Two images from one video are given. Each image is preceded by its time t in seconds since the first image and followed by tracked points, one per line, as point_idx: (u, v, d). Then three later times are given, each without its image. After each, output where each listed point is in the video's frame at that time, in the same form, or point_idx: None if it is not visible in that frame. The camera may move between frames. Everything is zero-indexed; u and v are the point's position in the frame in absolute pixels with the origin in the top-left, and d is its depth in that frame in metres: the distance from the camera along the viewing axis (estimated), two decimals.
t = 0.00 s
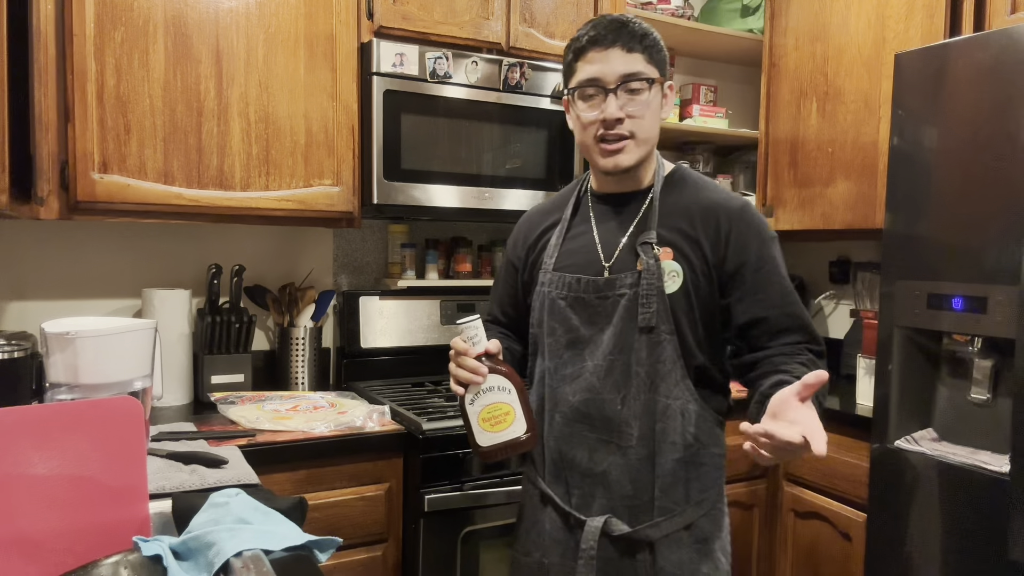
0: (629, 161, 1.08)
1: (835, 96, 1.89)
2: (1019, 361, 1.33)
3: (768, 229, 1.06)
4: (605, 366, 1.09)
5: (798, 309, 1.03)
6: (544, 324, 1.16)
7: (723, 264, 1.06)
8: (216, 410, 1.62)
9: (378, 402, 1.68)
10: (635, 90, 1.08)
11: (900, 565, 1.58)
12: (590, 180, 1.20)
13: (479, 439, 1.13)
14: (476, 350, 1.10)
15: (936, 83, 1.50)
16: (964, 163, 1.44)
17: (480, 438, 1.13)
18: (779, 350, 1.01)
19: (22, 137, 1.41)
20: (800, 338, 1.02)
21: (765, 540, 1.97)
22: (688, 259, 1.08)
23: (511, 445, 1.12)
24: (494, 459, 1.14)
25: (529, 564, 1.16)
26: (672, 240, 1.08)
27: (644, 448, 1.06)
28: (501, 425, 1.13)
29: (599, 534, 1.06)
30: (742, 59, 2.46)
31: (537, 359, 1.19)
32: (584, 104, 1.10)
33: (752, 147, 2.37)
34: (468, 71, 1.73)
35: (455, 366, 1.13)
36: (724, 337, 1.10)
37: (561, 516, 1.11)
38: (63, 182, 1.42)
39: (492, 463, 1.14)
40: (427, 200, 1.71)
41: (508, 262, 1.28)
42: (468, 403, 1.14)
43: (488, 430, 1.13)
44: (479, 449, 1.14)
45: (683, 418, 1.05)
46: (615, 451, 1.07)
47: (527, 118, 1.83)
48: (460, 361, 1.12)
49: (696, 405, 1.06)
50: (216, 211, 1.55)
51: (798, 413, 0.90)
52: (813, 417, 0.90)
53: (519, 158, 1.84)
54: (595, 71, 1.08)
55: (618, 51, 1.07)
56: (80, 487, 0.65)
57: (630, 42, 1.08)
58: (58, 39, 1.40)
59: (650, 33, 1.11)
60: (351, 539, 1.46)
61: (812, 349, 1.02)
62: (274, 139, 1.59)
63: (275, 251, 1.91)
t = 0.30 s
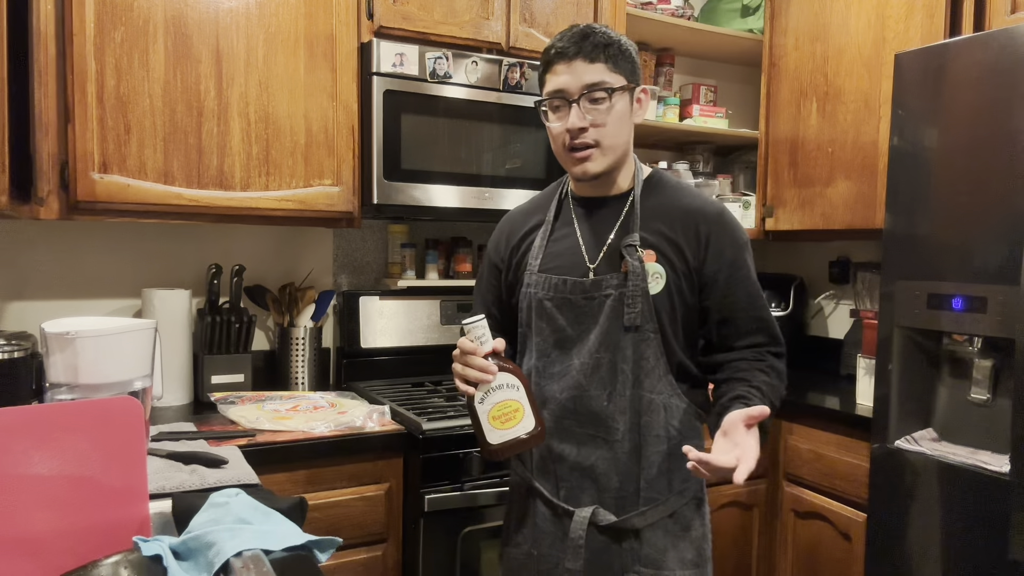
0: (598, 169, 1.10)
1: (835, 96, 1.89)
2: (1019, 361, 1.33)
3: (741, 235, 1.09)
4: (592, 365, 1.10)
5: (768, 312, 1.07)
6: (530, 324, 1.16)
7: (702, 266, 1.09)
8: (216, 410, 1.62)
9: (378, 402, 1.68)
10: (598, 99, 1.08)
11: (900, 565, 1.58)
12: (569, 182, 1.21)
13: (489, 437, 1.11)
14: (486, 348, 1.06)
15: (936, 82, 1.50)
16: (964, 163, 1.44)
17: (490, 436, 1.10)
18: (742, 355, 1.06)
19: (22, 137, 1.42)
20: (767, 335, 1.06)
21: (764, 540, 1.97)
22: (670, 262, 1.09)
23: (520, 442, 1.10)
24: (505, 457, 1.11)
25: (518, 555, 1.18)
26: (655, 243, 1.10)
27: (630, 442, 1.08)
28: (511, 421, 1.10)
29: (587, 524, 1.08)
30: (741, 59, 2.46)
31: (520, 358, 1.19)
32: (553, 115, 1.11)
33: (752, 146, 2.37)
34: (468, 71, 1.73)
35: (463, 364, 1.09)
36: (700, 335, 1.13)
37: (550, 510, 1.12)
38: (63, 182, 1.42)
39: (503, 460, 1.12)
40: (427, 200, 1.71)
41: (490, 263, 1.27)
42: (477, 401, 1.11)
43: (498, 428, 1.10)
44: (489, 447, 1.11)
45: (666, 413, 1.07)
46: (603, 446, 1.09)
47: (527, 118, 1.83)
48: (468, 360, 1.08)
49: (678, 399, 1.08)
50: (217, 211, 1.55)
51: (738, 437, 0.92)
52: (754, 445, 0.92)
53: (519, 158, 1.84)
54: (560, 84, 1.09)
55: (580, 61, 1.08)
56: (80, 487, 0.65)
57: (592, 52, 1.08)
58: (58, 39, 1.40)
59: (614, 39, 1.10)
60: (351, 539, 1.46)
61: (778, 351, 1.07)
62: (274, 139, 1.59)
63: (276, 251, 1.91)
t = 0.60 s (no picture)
0: (598, 165, 1.10)
1: (835, 96, 1.89)
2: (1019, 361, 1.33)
3: (734, 227, 1.08)
4: (583, 361, 1.10)
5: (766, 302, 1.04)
6: (524, 322, 1.17)
7: (693, 260, 1.07)
8: (216, 410, 1.62)
9: (378, 402, 1.68)
10: (604, 96, 1.09)
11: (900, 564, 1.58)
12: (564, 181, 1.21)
13: (479, 433, 1.11)
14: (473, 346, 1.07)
15: (936, 83, 1.50)
16: (965, 163, 1.44)
17: (481, 432, 1.11)
18: (746, 342, 1.02)
19: (22, 137, 1.41)
20: (766, 328, 1.03)
21: (764, 540, 1.97)
22: (659, 256, 1.09)
23: (509, 437, 1.10)
24: (496, 452, 1.12)
25: (518, 553, 1.17)
26: (645, 239, 1.10)
27: (623, 437, 1.08)
28: (500, 417, 1.10)
29: (583, 521, 1.08)
30: (741, 59, 2.46)
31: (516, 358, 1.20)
32: (556, 108, 1.11)
33: (752, 146, 2.37)
34: (468, 71, 1.73)
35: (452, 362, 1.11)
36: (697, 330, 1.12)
37: (547, 507, 1.12)
38: (64, 181, 1.42)
39: (494, 456, 1.12)
40: (427, 200, 1.71)
41: (488, 262, 1.28)
42: (466, 398, 1.12)
43: (487, 424, 1.11)
44: (480, 443, 1.12)
45: (659, 407, 1.07)
46: (596, 441, 1.09)
47: (527, 117, 1.83)
48: (456, 357, 1.10)
49: (672, 394, 1.08)
50: (217, 211, 1.55)
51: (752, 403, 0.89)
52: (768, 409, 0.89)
53: (519, 158, 1.84)
54: (566, 77, 1.09)
55: (588, 57, 1.08)
56: (80, 487, 0.65)
57: (600, 50, 1.09)
58: (59, 40, 1.40)
59: (621, 39, 1.11)
60: (351, 539, 1.46)
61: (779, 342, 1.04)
62: (274, 139, 1.59)
63: (276, 251, 1.91)
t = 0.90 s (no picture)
0: (623, 162, 1.09)
1: (835, 96, 1.89)
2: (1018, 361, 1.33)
3: (751, 229, 1.05)
4: (589, 363, 1.10)
5: (781, 309, 1.02)
6: (534, 323, 1.17)
7: (705, 261, 1.06)
8: (216, 410, 1.62)
9: (378, 402, 1.68)
10: (634, 93, 1.08)
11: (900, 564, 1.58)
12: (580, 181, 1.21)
13: (469, 435, 1.15)
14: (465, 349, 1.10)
15: (936, 83, 1.50)
16: (965, 164, 1.44)
17: (471, 434, 1.15)
18: (753, 351, 1.01)
19: (22, 137, 1.41)
20: (776, 333, 1.01)
21: (765, 540, 1.97)
22: (669, 257, 1.07)
23: (500, 440, 1.14)
24: (485, 454, 1.16)
25: (522, 556, 1.18)
26: (655, 240, 1.08)
27: (627, 443, 1.07)
28: (491, 421, 1.14)
29: (584, 528, 1.08)
30: (741, 59, 2.46)
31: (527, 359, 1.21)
32: (585, 101, 1.10)
33: (752, 146, 2.37)
34: (468, 71, 1.73)
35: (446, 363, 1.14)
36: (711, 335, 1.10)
37: (551, 512, 1.13)
38: (63, 181, 1.43)
39: (484, 457, 1.16)
40: (427, 201, 1.71)
41: (504, 262, 1.29)
42: (458, 400, 1.15)
43: (478, 426, 1.14)
44: (470, 444, 1.15)
45: (666, 415, 1.05)
46: (600, 446, 1.09)
47: (527, 117, 1.83)
48: (450, 359, 1.12)
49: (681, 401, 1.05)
50: (216, 210, 1.55)
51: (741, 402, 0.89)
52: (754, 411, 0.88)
53: (519, 158, 1.84)
54: (598, 70, 1.08)
55: (621, 53, 1.08)
56: (81, 487, 0.65)
57: (632, 47, 1.09)
58: (58, 40, 1.40)
59: (651, 40, 1.12)
60: (351, 539, 1.46)
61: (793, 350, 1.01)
62: (274, 139, 1.59)
63: (276, 251, 1.91)
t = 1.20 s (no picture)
0: (628, 159, 1.08)
1: (835, 96, 1.89)
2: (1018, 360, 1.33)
3: (784, 238, 1.04)
4: (600, 365, 1.09)
5: (805, 323, 1.01)
6: (549, 319, 1.17)
7: (730, 267, 1.04)
8: (216, 410, 1.62)
9: (378, 402, 1.68)
10: (635, 87, 1.06)
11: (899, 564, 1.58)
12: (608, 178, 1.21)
13: (487, 433, 1.13)
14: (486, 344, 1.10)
15: (936, 83, 1.50)
16: (964, 164, 1.44)
17: (489, 432, 1.13)
18: (771, 363, 1.01)
19: (21, 137, 1.41)
20: (796, 352, 1.01)
21: (764, 541, 1.97)
22: (691, 260, 1.06)
23: (519, 438, 1.12)
24: (503, 453, 1.13)
25: (517, 559, 1.20)
26: (678, 241, 1.07)
27: (631, 451, 1.06)
28: (510, 419, 1.12)
29: (580, 535, 1.08)
30: (742, 58, 2.46)
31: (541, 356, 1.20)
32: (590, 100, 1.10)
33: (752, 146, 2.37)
34: (468, 71, 1.73)
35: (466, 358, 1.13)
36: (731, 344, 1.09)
37: (549, 515, 1.14)
38: (63, 181, 1.43)
39: (502, 456, 1.14)
40: (427, 201, 1.71)
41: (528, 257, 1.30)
42: (477, 397, 1.13)
43: (497, 424, 1.12)
44: (488, 442, 1.13)
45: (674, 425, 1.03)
46: (602, 453, 1.08)
47: (527, 117, 1.83)
48: (469, 354, 1.12)
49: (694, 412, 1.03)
50: (216, 210, 1.55)
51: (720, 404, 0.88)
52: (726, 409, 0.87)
53: (519, 158, 1.84)
54: (598, 68, 1.08)
55: (620, 48, 1.07)
56: (80, 487, 0.65)
57: (634, 39, 1.06)
58: (58, 40, 1.40)
59: (660, 27, 1.09)
60: (351, 539, 1.46)
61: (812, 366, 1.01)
62: (274, 139, 1.59)
63: (275, 251, 1.91)
